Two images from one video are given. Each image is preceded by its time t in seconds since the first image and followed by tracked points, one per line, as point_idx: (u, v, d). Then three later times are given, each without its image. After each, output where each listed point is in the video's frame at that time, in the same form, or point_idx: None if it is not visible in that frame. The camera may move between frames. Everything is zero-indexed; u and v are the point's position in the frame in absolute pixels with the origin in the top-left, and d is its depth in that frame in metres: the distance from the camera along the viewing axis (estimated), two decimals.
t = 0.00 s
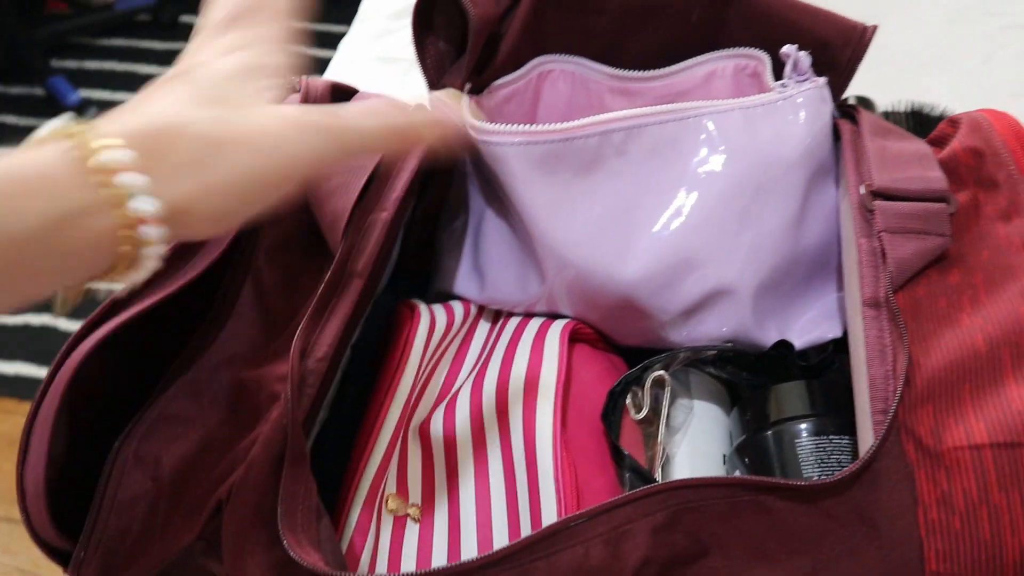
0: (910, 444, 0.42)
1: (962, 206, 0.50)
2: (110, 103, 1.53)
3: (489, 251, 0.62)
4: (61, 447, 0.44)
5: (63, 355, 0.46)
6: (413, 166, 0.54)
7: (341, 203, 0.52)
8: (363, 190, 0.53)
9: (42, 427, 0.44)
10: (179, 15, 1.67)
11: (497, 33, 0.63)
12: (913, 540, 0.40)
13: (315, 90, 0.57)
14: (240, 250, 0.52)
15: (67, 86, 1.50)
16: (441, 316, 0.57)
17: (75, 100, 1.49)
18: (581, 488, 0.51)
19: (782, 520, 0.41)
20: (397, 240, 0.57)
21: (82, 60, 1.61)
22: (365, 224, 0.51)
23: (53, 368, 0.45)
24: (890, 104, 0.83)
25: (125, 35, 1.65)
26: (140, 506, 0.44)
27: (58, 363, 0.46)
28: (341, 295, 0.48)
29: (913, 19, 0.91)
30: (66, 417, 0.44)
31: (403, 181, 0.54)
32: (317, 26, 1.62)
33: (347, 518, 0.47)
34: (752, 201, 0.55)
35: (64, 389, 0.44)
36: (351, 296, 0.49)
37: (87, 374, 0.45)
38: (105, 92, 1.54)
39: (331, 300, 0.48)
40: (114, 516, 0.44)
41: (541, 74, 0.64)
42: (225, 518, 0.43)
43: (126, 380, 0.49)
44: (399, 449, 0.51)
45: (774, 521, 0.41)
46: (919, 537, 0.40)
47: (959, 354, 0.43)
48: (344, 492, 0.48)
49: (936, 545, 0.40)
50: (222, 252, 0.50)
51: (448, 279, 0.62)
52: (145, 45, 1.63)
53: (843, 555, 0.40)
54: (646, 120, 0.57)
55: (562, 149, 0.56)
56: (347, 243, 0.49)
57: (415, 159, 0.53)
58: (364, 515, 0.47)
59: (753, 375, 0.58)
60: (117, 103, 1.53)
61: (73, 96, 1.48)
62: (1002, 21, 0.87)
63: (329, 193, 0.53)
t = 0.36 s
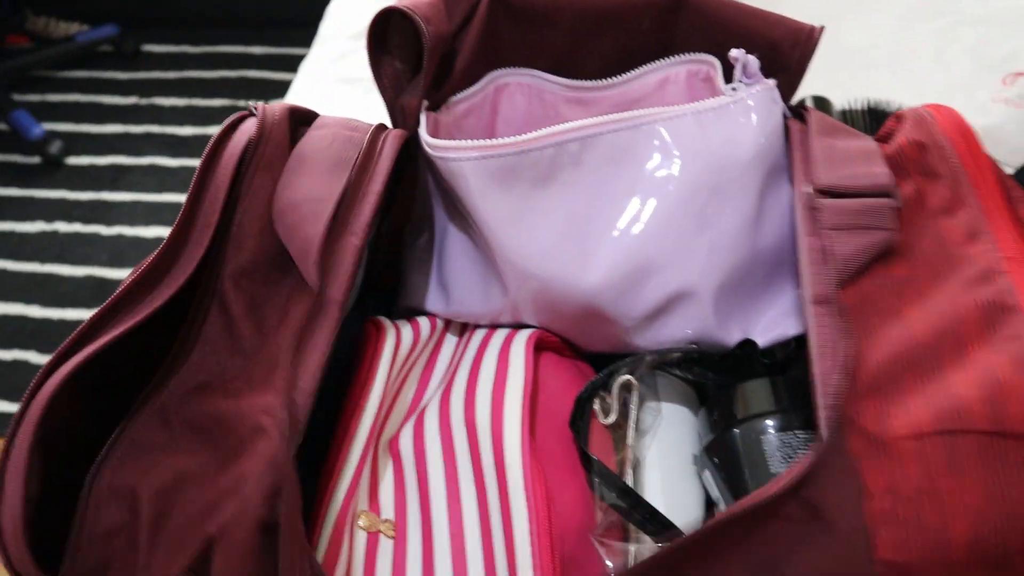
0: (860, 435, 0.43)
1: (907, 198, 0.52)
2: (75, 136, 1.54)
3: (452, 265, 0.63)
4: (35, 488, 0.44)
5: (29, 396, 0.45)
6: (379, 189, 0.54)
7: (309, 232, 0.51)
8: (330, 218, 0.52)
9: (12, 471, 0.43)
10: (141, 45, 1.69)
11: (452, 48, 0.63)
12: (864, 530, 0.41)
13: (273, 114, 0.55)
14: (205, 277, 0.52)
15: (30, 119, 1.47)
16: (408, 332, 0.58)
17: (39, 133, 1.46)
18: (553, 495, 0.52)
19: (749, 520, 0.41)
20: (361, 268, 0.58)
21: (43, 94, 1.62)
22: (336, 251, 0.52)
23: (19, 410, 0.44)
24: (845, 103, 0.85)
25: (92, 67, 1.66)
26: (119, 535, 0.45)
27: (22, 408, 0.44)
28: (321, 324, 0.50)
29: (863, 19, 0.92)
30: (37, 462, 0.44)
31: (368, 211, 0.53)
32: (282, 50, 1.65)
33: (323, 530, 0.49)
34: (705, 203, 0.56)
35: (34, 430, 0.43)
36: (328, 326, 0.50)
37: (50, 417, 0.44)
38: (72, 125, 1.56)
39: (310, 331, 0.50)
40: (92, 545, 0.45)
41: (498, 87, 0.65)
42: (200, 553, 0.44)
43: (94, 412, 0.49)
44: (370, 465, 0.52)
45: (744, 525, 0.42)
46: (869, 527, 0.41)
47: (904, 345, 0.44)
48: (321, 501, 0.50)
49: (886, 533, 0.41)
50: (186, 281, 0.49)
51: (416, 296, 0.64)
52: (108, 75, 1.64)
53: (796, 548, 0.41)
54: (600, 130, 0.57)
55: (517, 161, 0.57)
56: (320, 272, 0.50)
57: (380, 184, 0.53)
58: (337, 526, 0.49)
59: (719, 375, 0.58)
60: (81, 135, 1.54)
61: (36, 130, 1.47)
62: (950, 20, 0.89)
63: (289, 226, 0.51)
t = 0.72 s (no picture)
0: (842, 402, 0.44)
1: (878, 173, 0.53)
2: (48, 147, 1.53)
3: (435, 257, 0.64)
4: (36, 487, 0.44)
5: (29, 393, 0.45)
6: (368, 184, 0.54)
7: (303, 226, 0.51)
8: (323, 210, 0.52)
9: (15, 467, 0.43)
10: (114, 53, 1.68)
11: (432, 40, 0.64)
12: (851, 494, 0.42)
13: (259, 109, 0.56)
14: (195, 273, 0.52)
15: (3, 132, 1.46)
16: (393, 322, 0.58)
17: (12, 145, 1.45)
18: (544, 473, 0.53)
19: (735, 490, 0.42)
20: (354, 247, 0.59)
21: (15, 106, 1.61)
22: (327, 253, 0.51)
23: (19, 408, 0.44)
24: (817, 89, 0.86)
25: (63, 77, 1.65)
26: (119, 532, 0.46)
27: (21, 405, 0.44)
28: (313, 318, 0.49)
29: (832, 9, 0.94)
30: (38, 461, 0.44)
31: (359, 203, 0.53)
32: (255, 56, 1.65)
33: (314, 520, 0.48)
34: (683, 185, 0.57)
35: (35, 428, 0.44)
36: (322, 321, 0.49)
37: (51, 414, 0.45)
38: (44, 136, 1.55)
39: (304, 323, 0.49)
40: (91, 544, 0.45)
41: (476, 80, 0.66)
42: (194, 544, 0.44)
43: (89, 411, 0.49)
44: (360, 451, 0.52)
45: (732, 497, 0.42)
46: (856, 491, 0.42)
47: (879, 314, 0.46)
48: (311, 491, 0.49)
49: (873, 496, 0.42)
50: (179, 277, 0.50)
51: (403, 288, 0.64)
52: (80, 84, 1.64)
53: (786, 515, 0.42)
54: (578, 115, 0.58)
55: (495, 149, 0.57)
56: (315, 264, 0.50)
57: (369, 178, 0.53)
58: (329, 516, 0.49)
59: (703, 354, 0.60)
60: (57, 145, 1.53)
61: (10, 141, 1.45)
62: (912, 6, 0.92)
63: (285, 218, 0.52)
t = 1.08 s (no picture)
0: (823, 371, 0.44)
1: (851, 145, 0.53)
2: (32, 154, 1.52)
3: (421, 245, 0.64)
4: (22, 480, 0.45)
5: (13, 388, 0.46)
6: (349, 174, 0.55)
7: (284, 216, 0.52)
8: (304, 201, 0.53)
9: None
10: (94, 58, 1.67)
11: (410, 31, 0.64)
12: (835, 462, 0.42)
13: (239, 102, 0.57)
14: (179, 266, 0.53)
15: None
16: (380, 311, 0.59)
17: None
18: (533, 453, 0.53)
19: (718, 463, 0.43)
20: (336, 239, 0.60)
21: None
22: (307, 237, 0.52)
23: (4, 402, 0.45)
24: (797, 69, 0.86)
25: (45, 83, 1.65)
26: (107, 524, 0.46)
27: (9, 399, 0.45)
28: (295, 309, 0.50)
29: None
30: (24, 456, 0.45)
31: (341, 193, 0.54)
32: (238, 57, 1.65)
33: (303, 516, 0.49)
34: (662, 165, 0.58)
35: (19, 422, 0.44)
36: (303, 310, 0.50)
37: (36, 409, 0.45)
38: (27, 143, 1.55)
39: (286, 313, 0.49)
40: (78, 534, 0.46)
41: (455, 68, 0.66)
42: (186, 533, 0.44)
43: (78, 405, 0.49)
44: (351, 438, 0.53)
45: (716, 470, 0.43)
46: (840, 458, 0.42)
47: (856, 283, 0.46)
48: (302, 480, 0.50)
49: (856, 463, 0.42)
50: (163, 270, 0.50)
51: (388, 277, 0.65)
52: (61, 91, 1.63)
53: (772, 485, 0.43)
54: (556, 98, 0.58)
55: (474, 134, 0.57)
56: (296, 252, 0.51)
57: (350, 168, 0.54)
58: (320, 505, 0.49)
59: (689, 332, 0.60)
60: (39, 153, 1.53)
61: None
62: None
63: (267, 208, 0.52)
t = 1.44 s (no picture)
0: (836, 359, 0.44)
1: (857, 137, 0.54)
2: (27, 162, 1.52)
3: (422, 241, 0.64)
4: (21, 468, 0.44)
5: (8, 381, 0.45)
6: (339, 164, 0.54)
7: (271, 205, 0.51)
8: (292, 191, 0.52)
9: None
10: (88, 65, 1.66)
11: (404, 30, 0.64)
12: (849, 447, 0.42)
13: (232, 97, 0.56)
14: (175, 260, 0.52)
15: None
16: (383, 307, 0.58)
17: None
18: (537, 447, 0.52)
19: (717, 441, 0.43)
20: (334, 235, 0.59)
21: None
22: (296, 222, 0.51)
23: None
24: (795, 68, 0.87)
25: (36, 91, 1.64)
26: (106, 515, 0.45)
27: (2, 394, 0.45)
28: (283, 295, 0.49)
29: None
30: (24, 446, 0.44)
31: (330, 182, 0.53)
32: (232, 62, 1.64)
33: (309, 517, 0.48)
34: (665, 159, 0.58)
35: (16, 416, 0.43)
36: (292, 295, 0.49)
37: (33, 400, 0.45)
38: (21, 151, 1.54)
39: (274, 298, 0.49)
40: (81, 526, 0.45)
41: (454, 67, 0.66)
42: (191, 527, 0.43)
43: (75, 403, 0.48)
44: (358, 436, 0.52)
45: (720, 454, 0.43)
46: (853, 443, 0.42)
47: (868, 272, 0.46)
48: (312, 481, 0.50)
49: (871, 449, 0.42)
50: (160, 262, 0.50)
51: (387, 274, 0.64)
52: (57, 99, 1.63)
53: (787, 471, 0.43)
54: (557, 93, 0.58)
55: (478, 129, 0.57)
56: (284, 239, 0.51)
57: (340, 157, 0.53)
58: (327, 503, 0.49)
59: (691, 326, 0.60)
60: (34, 160, 1.53)
61: None
62: None
63: (255, 199, 0.52)
